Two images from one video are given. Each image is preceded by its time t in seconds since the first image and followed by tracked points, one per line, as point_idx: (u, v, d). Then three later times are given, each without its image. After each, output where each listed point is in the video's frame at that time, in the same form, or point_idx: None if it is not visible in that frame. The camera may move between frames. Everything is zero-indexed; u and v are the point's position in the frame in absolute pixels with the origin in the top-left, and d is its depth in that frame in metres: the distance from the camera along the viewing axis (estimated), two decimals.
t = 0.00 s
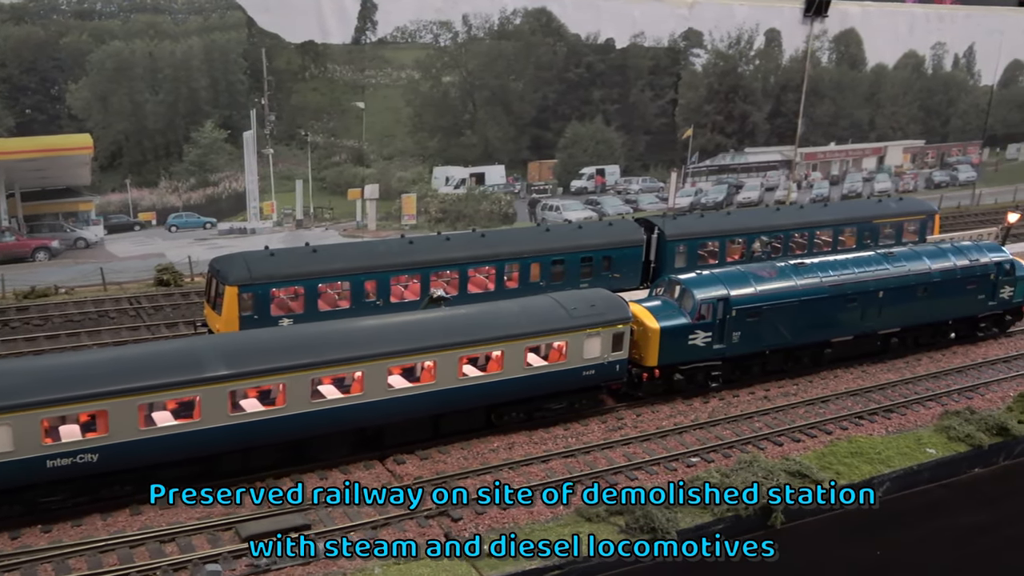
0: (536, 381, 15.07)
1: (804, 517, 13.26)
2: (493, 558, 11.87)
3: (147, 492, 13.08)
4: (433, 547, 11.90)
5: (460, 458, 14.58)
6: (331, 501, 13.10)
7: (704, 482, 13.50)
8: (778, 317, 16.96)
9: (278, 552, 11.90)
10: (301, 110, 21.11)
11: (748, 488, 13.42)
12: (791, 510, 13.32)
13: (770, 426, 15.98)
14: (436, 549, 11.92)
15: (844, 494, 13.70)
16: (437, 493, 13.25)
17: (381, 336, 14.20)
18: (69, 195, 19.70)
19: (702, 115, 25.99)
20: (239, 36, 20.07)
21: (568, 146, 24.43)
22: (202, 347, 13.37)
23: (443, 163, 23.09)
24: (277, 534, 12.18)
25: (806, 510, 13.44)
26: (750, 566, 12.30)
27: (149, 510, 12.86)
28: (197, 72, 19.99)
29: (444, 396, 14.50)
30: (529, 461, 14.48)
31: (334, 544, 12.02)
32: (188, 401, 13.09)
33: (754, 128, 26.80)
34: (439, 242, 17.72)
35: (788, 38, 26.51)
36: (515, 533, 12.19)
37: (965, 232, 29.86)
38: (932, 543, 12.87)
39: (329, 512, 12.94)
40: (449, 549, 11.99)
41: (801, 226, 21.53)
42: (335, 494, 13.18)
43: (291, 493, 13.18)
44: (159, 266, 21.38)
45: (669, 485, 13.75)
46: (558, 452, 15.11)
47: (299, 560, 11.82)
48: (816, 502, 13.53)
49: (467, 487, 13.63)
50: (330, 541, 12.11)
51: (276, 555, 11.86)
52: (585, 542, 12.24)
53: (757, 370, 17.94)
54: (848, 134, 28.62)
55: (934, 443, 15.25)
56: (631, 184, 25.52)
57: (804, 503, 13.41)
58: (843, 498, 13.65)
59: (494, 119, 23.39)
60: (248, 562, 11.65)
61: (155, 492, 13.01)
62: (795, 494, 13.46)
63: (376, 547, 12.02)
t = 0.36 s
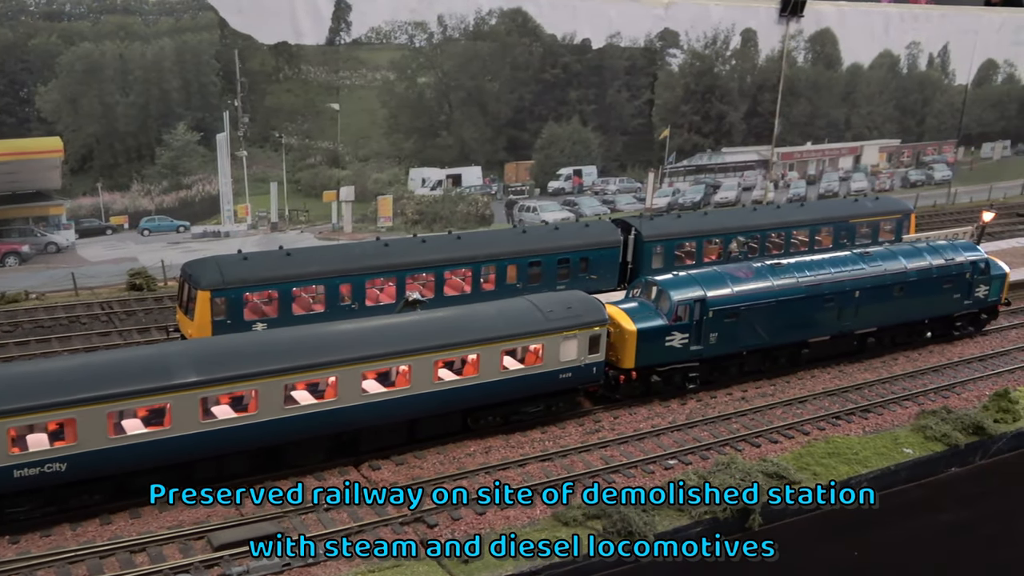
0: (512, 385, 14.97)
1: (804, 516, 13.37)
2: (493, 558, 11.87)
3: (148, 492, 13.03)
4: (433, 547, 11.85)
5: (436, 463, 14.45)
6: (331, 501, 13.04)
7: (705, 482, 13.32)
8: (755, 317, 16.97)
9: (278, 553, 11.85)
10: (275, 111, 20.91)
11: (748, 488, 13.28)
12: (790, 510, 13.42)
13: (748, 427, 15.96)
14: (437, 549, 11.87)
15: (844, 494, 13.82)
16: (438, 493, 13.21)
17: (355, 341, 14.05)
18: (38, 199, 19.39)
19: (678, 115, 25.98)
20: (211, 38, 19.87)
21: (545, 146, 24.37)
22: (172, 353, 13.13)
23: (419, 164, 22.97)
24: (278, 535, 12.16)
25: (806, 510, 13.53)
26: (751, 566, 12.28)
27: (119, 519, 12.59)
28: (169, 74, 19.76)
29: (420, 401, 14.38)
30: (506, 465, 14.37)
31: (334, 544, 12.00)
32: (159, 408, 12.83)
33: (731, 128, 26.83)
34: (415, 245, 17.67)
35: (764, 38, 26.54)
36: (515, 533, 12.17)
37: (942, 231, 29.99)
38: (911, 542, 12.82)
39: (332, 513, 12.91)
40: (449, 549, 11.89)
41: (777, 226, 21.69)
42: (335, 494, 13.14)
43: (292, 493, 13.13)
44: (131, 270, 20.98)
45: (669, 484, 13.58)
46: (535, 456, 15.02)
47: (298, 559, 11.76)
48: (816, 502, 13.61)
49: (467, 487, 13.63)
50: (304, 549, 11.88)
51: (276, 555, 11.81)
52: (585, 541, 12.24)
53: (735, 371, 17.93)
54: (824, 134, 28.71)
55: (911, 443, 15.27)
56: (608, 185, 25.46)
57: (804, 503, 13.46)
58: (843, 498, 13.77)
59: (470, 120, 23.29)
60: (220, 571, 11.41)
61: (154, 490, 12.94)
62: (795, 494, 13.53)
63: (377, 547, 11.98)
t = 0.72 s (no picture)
0: (488, 389, 14.90)
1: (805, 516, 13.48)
2: (493, 558, 11.97)
3: (147, 492, 13.00)
4: (433, 547, 11.94)
5: (412, 469, 14.35)
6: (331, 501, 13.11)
7: (705, 482, 13.33)
8: (732, 319, 16.98)
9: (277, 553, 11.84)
10: (249, 113, 20.76)
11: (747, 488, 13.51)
12: (790, 510, 13.58)
13: (726, 429, 15.96)
14: (436, 549, 11.96)
15: (844, 494, 13.88)
16: (438, 493, 13.26)
17: (329, 346, 13.92)
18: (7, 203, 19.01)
19: (656, 117, 25.99)
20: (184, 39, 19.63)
21: (522, 148, 24.32)
22: (143, 360, 12.93)
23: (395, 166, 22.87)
24: (278, 535, 12.18)
25: (805, 509, 13.67)
26: (751, 566, 12.29)
27: (89, 529, 12.38)
28: (141, 76, 19.53)
29: (395, 406, 14.28)
30: (483, 469, 14.28)
31: (334, 544, 12.08)
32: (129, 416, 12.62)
33: (707, 129, 26.91)
34: (391, 248, 17.63)
35: (740, 39, 26.58)
36: (515, 534, 12.30)
37: (918, 231, 30.20)
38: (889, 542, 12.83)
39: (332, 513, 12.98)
40: (449, 549, 11.99)
41: (754, 227, 21.86)
42: (335, 494, 13.20)
43: (291, 493, 13.21)
44: (103, 275, 20.87)
45: (669, 485, 13.60)
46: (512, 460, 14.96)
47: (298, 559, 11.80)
48: (816, 503, 13.75)
49: (468, 488, 13.73)
50: (279, 557, 11.71)
51: (276, 555, 11.80)
52: (584, 542, 12.17)
53: (712, 373, 17.94)
54: (801, 134, 28.82)
55: (889, 444, 15.32)
56: (586, 187, 25.48)
57: (804, 503, 13.60)
58: (843, 498, 13.83)
59: (447, 122, 23.19)
60: None
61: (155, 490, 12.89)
62: (795, 494, 13.68)
63: (376, 547, 12.05)
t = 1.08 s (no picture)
0: (465, 395, 14.81)
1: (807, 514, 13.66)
2: (493, 558, 12.09)
3: (147, 492, 13.00)
4: (433, 547, 12.05)
5: (389, 477, 14.23)
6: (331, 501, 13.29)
7: (705, 482, 13.51)
8: (711, 322, 16.96)
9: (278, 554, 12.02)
10: (224, 117, 20.53)
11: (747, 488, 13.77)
12: (790, 510, 13.78)
13: (705, 434, 15.93)
14: (436, 549, 12.05)
15: (844, 494, 14.01)
16: (438, 493, 13.47)
17: (304, 354, 13.78)
18: None
19: (634, 119, 25.94)
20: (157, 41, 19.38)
21: (501, 151, 24.23)
22: (112, 369, 12.71)
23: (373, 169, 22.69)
24: (278, 535, 12.34)
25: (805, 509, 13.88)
26: (751, 566, 12.34)
27: (58, 543, 12.17)
28: (113, 80, 19.29)
29: (371, 413, 14.16)
30: (460, 477, 14.18)
31: (334, 544, 12.18)
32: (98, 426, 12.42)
33: (686, 132, 26.94)
34: (368, 252, 17.60)
35: (718, 41, 26.57)
36: (515, 534, 12.40)
37: (896, 232, 30.34)
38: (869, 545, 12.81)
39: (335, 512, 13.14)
40: (449, 549, 12.14)
41: (732, 230, 21.97)
42: (335, 494, 13.35)
43: (291, 493, 13.43)
44: (75, 281, 20.55)
45: (669, 484, 13.60)
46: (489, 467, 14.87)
47: (299, 559, 11.98)
48: (816, 502, 13.95)
49: (468, 488, 13.85)
50: (252, 569, 11.56)
51: (276, 555, 12.00)
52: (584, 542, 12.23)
53: (691, 377, 17.92)
54: (779, 136, 28.86)
55: (868, 448, 15.34)
56: (565, 189, 25.45)
57: (803, 503, 13.82)
58: (843, 498, 13.96)
59: (425, 125, 23.05)
60: None
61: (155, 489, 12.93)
62: (795, 494, 13.87)
63: (376, 547, 12.14)
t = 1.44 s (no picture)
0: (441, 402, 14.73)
1: (807, 512, 13.78)
2: (494, 558, 12.18)
3: (146, 492, 13.06)
4: (433, 547, 12.17)
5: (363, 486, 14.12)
6: (331, 501, 13.49)
7: (704, 482, 13.71)
8: (688, 327, 16.93)
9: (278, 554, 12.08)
10: (197, 122, 20.34)
11: (747, 488, 13.92)
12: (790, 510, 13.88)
13: (683, 439, 15.89)
14: (437, 549, 12.18)
15: (845, 494, 14.03)
16: (438, 493, 13.67)
17: (277, 362, 13.66)
18: None
19: (612, 122, 25.92)
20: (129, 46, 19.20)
21: (478, 155, 24.17)
22: (81, 380, 12.54)
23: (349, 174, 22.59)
24: (278, 535, 12.45)
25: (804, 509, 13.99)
26: (751, 566, 12.35)
27: (25, 557, 11.99)
28: (85, 85, 19.10)
29: (345, 421, 14.05)
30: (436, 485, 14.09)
31: (334, 543, 12.26)
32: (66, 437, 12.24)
33: (664, 135, 26.94)
34: (343, 258, 17.77)
35: (695, 44, 26.56)
36: (515, 534, 12.45)
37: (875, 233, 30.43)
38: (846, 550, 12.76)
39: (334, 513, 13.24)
40: (449, 549, 12.28)
41: (711, 233, 22.21)
42: (335, 494, 13.55)
43: (291, 493, 13.61)
44: (48, 289, 20.21)
45: (669, 484, 13.82)
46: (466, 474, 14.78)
47: (299, 559, 12.06)
48: (815, 502, 14.04)
49: (468, 488, 14.02)
50: None
51: (275, 555, 12.05)
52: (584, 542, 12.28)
53: (669, 382, 17.89)
54: (757, 139, 28.92)
55: (846, 451, 15.34)
56: (543, 193, 25.35)
57: (803, 503, 13.93)
58: (843, 498, 13.98)
59: (402, 129, 22.94)
60: None
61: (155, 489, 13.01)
62: (795, 494, 13.97)
63: (377, 547, 12.27)
